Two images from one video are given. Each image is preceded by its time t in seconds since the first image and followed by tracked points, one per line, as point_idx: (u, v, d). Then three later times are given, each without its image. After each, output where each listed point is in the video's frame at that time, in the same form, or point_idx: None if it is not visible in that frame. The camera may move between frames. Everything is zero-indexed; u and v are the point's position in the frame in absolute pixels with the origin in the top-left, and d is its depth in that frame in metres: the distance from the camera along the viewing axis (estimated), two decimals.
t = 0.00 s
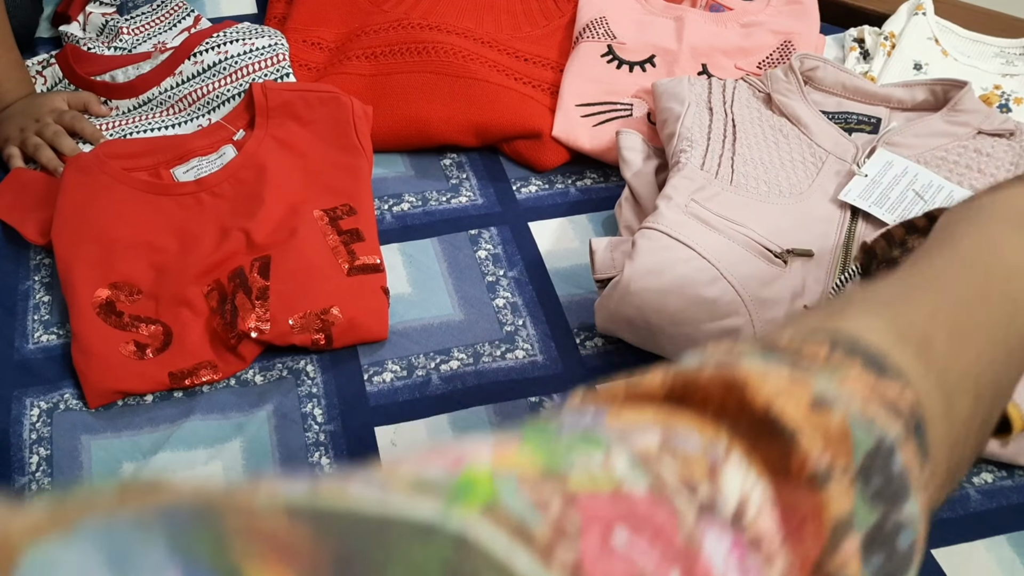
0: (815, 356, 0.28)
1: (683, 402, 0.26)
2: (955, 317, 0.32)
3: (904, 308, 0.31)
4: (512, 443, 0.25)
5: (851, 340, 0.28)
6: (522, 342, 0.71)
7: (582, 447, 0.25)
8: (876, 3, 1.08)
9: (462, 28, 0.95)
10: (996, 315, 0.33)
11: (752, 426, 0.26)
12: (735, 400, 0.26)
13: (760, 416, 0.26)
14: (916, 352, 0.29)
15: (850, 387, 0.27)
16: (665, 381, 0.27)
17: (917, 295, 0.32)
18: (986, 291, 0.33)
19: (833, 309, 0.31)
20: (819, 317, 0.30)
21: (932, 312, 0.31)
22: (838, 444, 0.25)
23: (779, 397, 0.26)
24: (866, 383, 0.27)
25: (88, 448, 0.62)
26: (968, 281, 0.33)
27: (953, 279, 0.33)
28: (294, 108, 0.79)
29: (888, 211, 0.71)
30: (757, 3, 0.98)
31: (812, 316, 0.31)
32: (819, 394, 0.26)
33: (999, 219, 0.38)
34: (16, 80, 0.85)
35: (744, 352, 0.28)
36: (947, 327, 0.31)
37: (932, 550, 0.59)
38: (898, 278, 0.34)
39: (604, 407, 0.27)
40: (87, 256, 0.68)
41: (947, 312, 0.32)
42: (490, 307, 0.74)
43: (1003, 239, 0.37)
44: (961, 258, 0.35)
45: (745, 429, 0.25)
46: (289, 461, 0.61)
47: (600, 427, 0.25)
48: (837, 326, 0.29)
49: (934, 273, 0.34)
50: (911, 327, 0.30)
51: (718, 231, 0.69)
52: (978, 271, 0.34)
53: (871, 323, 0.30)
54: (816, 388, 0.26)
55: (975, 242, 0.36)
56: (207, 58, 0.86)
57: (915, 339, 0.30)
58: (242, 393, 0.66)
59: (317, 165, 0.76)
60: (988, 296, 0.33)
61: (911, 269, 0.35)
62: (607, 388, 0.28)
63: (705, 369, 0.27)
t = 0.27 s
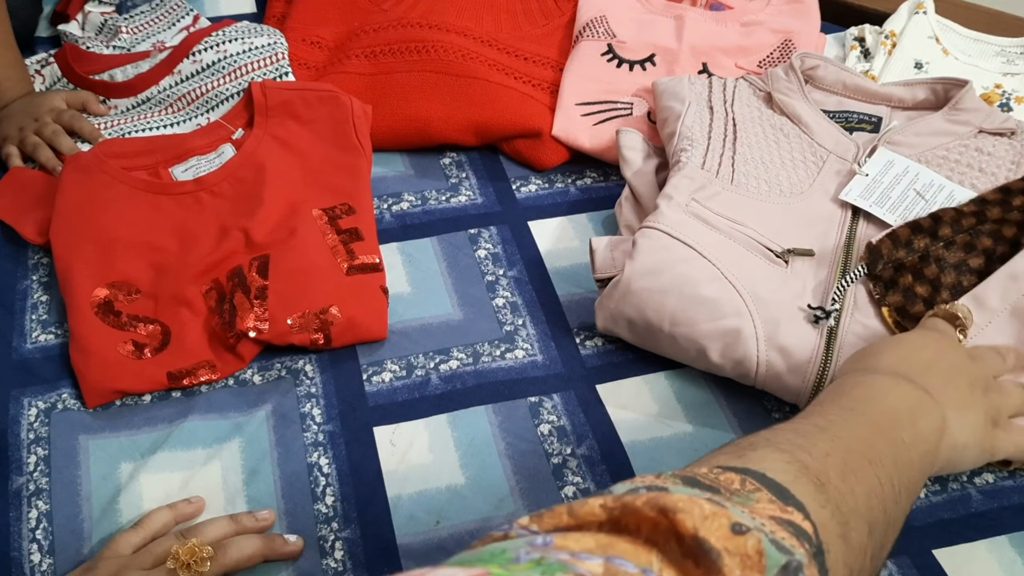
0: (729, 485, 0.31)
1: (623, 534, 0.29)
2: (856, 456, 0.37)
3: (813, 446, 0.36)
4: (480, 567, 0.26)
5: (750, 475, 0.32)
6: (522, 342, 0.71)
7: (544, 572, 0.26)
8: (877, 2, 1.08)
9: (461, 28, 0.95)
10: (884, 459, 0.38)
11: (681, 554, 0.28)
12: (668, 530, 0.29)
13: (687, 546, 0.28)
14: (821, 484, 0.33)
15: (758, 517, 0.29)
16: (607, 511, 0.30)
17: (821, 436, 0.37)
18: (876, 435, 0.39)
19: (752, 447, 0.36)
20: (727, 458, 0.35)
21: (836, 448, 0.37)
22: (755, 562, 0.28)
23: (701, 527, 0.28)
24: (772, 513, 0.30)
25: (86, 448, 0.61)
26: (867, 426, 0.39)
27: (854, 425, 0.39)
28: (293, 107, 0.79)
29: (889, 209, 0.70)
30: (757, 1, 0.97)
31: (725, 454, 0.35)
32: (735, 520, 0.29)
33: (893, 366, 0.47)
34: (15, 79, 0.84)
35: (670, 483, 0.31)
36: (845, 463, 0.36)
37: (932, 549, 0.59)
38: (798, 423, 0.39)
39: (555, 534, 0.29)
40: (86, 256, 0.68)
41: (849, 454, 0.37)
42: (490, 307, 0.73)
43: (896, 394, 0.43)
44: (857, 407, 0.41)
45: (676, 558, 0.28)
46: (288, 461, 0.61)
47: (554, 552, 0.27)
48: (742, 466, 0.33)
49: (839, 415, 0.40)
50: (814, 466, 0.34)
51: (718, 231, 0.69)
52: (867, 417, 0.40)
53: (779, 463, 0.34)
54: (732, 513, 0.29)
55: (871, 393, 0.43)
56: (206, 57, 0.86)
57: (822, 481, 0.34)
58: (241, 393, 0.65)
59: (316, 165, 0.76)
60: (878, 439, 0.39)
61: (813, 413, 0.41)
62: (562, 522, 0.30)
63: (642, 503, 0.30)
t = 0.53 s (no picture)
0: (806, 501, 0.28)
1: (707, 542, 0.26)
2: (926, 465, 0.32)
3: (873, 438, 0.32)
4: (572, 556, 0.24)
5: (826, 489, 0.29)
6: (522, 342, 0.71)
7: (636, 570, 0.24)
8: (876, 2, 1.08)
9: (462, 28, 0.95)
10: (950, 445, 0.34)
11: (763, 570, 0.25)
12: (754, 549, 0.26)
13: (774, 564, 0.25)
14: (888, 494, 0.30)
15: (838, 543, 0.26)
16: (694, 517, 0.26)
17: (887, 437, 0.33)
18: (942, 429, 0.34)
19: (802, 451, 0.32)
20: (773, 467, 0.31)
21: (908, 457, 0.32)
22: None
23: (787, 549, 0.25)
24: (851, 539, 0.27)
25: (88, 448, 0.61)
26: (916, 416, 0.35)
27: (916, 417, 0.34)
28: (294, 108, 0.79)
29: (888, 209, 0.71)
30: (757, 2, 0.98)
31: (793, 460, 0.31)
32: (816, 546, 0.26)
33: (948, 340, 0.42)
34: (17, 80, 0.85)
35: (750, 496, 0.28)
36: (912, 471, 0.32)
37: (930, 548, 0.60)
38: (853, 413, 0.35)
39: (641, 533, 0.26)
40: (88, 256, 0.68)
41: (917, 460, 0.32)
42: (491, 307, 0.74)
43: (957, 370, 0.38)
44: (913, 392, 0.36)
45: (761, 575, 0.25)
46: (289, 460, 0.61)
47: (644, 553, 0.25)
48: (811, 479, 0.29)
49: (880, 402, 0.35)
50: (883, 473, 0.31)
51: (718, 231, 0.69)
52: (928, 401, 0.35)
53: (852, 477, 0.30)
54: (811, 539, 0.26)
55: (931, 374, 0.38)
56: (207, 57, 0.86)
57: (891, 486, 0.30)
58: (242, 393, 0.66)
59: (317, 165, 0.76)
60: (942, 428, 0.34)
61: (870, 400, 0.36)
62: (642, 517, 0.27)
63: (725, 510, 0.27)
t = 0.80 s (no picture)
0: (769, 485, 0.30)
1: (682, 533, 0.28)
2: (874, 449, 0.34)
3: (826, 427, 0.35)
4: (560, 563, 0.26)
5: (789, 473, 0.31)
6: (522, 342, 0.71)
7: (618, 567, 0.25)
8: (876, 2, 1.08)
9: (462, 28, 0.95)
10: (902, 434, 0.36)
11: (735, 550, 0.27)
12: (722, 530, 0.27)
13: (742, 543, 0.27)
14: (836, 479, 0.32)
15: (798, 516, 0.29)
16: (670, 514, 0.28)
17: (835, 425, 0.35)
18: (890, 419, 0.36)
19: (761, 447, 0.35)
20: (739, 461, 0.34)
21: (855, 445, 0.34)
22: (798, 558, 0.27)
23: (752, 526, 0.27)
24: (810, 510, 0.29)
25: (88, 447, 0.61)
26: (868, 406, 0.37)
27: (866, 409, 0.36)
28: (294, 107, 0.79)
29: (888, 209, 0.71)
30: (757, 2, 0.98)
31: (755, 454, 0.34)
32: (779, 520, 0.28)
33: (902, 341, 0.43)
34: (16, 80, 0.85)
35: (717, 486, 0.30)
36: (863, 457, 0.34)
37: (929, 547, 0.60)
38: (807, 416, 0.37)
39: (621, 534, 0.28)
40: (87, 256, 0.68)
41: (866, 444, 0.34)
42: (490, 307, 0.74)
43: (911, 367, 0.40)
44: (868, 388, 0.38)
45: (731, 554, 0.27)
46: (289, 459, 0.61)
47: (624, 551, 0.26)
48: (775, 464, 0.32)
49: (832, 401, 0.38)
50: (837, 457, 0.33)
51: (718, 231, 0.69)
52: (879, 391, 0.38)
53: (810, 457, 0.32)
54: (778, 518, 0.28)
55: (888, 370, 0.40)
56: (207, 57, 0.86)
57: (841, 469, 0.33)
58: (242, 392, 0.66)
59: (317, 165, 0.76)
60: (893, 417, 0.37)
61: (828, 398, 0.38)
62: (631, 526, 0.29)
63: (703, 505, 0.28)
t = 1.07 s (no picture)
0: (844, 438, 0.29)
1: (745, 478, 0.28)
2: (967, 400, 0.32)
3: (917, 380, 0.33)
4: (611, 506, 0.27)
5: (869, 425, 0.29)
6: (522, 342, 0.71)
7: (671, 510, 0.26)
8: (875, 2, 1.08)
9: (462, 28, 0.95)
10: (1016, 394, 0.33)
11: (800, 497, 0.26)
12: (784, 476, 0.27)
13: (807, 488, 0.27)
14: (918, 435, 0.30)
15: (874, 469, 0.27)
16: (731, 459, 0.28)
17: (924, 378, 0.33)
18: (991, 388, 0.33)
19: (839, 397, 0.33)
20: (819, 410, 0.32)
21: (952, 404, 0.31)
22: (868, 510, 0.26)
23: (818, 475, 0.27)
24: (889, 464, 0.28)
25: (88, 447, 0.61)
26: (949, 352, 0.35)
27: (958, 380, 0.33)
28: (294, 108, 0.79)
29: (889, 210, 0.71)
30: (757, 2, 0.98)
31: (842, 402, 0.32)
32: (850, 472, 0.27)
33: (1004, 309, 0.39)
34: (16, 80, 0.85)
35: (790, 436, 0.29)
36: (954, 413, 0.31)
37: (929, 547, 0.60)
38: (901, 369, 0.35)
39: (681, 479, 0.28)
40: (88, 256, 0.68)
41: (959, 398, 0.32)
42: (491, 307, 0.74)
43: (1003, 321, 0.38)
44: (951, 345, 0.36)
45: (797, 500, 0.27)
46: (289, 459, 0.61)
47: (680, 494, 0.27)
48: (855, 416, 0.30)
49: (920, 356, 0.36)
50: (927, 411, 0.31)
51: (718, 231, 0.69)
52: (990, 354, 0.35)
53: (898, 412, 0.30)
54: (847, 469, 0.27)
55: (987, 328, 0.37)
56: (208, 57, 0.86)
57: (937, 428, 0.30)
58: (242, 392, 0.66)
59: (318, 165, 0.76)
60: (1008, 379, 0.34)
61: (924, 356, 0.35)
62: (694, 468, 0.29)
63: (760, 449, 0.28)
